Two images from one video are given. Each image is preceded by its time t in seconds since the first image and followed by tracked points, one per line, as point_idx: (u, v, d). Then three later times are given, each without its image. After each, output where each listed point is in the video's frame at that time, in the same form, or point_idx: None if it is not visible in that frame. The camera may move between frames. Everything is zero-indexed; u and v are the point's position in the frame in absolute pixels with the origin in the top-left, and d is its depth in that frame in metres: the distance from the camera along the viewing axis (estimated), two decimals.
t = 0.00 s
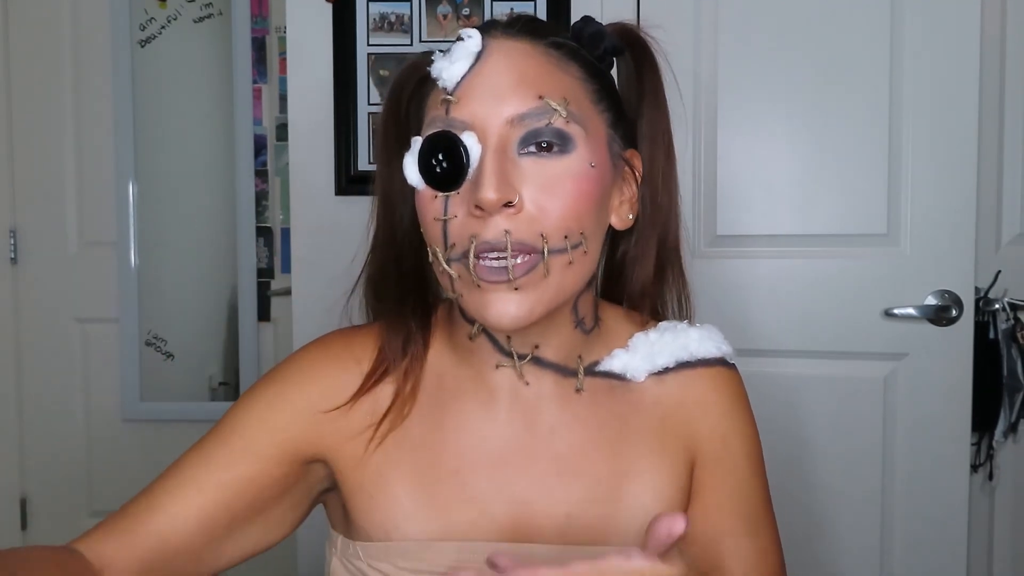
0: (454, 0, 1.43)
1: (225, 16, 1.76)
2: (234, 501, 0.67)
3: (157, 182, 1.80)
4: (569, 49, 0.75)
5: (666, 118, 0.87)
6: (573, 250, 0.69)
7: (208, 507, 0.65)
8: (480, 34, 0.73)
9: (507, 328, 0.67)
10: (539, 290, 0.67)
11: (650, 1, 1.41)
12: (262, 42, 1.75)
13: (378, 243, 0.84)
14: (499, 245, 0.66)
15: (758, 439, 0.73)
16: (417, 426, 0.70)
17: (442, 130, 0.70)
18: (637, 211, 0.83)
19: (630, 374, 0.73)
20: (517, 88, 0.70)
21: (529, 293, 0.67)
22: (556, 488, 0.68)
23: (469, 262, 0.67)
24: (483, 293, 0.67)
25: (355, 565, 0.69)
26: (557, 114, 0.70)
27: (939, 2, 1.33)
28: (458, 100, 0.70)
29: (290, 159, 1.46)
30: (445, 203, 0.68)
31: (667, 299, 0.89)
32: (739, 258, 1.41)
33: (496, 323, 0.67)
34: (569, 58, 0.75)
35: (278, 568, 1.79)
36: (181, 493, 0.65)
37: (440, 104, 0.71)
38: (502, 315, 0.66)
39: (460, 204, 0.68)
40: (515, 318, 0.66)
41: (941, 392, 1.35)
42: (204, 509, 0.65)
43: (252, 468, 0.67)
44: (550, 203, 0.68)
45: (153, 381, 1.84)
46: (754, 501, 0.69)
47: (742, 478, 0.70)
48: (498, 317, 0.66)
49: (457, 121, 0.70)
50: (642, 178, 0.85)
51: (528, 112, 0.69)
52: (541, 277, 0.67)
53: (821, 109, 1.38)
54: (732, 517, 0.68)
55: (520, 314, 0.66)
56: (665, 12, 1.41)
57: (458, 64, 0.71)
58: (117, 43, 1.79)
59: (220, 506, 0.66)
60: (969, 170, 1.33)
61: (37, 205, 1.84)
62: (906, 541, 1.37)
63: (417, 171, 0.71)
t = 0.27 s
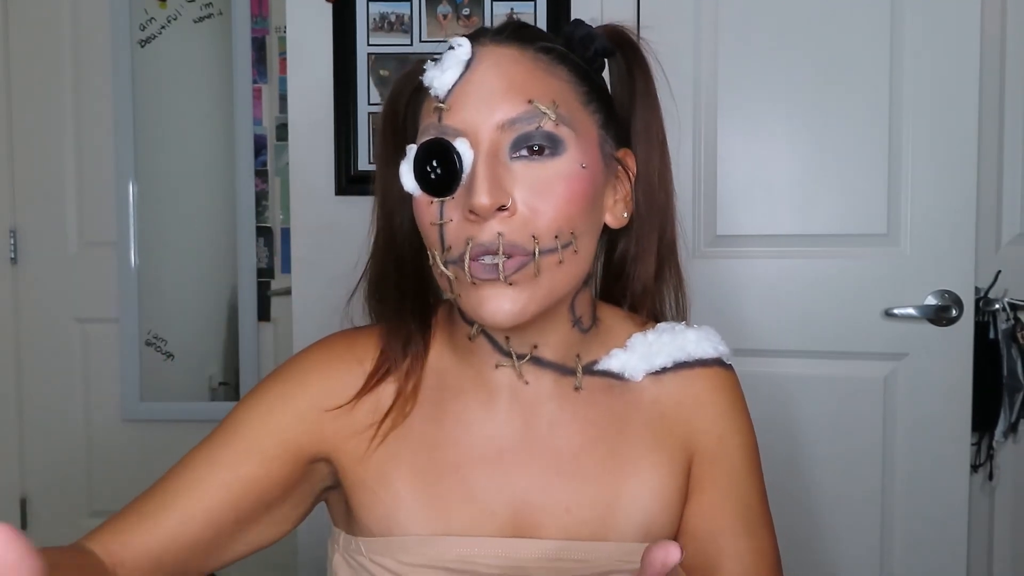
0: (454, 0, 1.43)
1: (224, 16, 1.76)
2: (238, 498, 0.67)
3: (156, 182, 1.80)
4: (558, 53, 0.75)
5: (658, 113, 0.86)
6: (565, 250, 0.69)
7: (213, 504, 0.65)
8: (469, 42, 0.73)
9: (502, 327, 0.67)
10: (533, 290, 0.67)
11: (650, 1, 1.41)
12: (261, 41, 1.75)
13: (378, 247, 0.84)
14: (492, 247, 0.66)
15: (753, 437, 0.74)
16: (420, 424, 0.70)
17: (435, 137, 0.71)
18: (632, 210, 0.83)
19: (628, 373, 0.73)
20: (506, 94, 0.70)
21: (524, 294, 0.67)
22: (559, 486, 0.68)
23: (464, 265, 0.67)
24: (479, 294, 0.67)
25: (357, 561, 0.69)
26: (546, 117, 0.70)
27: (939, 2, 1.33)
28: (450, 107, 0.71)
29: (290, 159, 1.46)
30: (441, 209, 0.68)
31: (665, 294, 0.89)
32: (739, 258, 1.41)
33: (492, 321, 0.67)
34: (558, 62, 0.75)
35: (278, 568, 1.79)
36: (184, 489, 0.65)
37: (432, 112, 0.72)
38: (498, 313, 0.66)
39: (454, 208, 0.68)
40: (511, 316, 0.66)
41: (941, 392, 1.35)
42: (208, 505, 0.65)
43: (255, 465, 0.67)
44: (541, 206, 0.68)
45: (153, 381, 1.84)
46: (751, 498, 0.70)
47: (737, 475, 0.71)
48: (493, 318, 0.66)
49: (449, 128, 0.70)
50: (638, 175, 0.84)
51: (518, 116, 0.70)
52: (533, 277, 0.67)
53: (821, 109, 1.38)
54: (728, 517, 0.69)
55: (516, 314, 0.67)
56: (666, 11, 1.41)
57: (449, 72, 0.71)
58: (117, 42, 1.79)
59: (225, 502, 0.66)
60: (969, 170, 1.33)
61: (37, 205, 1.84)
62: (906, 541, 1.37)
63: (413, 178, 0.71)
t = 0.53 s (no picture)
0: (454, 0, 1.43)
1: (225, 17, 1.76)
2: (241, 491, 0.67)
3: (156, 182, 1.80)
4: (549, 56, 0.75)
5: (650, 109, 0.86)
6: (563, 252, 0.69)
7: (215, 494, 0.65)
8: (461, 47, 0.73)
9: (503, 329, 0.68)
10: (531, 292, 0.68)
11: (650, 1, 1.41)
12: (261, 42, 1.75)
13: (377, 249, 0.84)
14: (490, 251, 0.66)
15: (753, 437, 0.73)
16: (421, 424, 0.70)
17: (430, 143, 0.71)
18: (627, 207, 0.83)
19: (628, 374, 0.73)
20: (499, 99, 0.70)
21: (523, 297, 0.67)
22: (561, 485, 0.68)
23: (463, 269, 0.67)
24: (479, 297, 0.67)
25: (358, 558, 0.69)
26: (539, 121, 0.70)
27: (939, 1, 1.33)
28: (444, 114, 0.71)
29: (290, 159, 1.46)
30: (438, 214, 0.68)
31: (660, 289, 0.90)
32: (738, 258, 1.41)
33: (493, 323, 0.67)
34: (550, 64, 0.75)
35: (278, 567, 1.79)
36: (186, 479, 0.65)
37: (426, 119, 0.72)
38: (498, 315, 0.67)
39: (452, 214, 0.68)
40: (512, 318, 0.67)
41: (941, 392, 1.35)
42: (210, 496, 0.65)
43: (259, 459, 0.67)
44: (538, 208, 0.68)
45: (153, 381, 1.84)
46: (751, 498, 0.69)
47: (736, 475, 0.70)
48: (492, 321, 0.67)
49: (444, 134, 0.70)
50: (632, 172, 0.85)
51: (511, 120, 0.69)
52: (532, 279, 0.67)
53: (821, 109, 1.38)
54: (727, 516, 0.68)
55: (516, 316, 0.67)
56: (666, 11, 1.41)
57: (442, 78, 0.72)
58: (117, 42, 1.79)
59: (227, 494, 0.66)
60: (969, 170, 1.33)
61: (37, 204, 1.84)
62: (906, 541, 1.37)
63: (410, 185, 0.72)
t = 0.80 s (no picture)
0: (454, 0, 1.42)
1: (224, 17, 1.76)
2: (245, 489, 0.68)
3: (156, 182, 1.80)
4: (547, 54, 0.76)
5: (649, 106, 0.87)
6: (563, 250, 0.69)
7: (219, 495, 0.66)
8: (457, 48, 0.74)
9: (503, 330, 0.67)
10: (531, 292, 0.67)
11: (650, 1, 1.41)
12: (261, 42, 1.75)
13: (377, 250, 0.85)
14: (488, 251, 0.67)
15: (756, 438, 0.73)
16: (423, 425, 0.71)
17: (427, 143, 0.71)
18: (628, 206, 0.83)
19: (630, 374, 0.73)
20: (496, 98, 0.70)
21: (523, 296, 0.67)
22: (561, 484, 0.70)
23: (462, 270, 0.67)
24: (478, 298, 0.67)
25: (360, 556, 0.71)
26: (536, 119, 0.70)
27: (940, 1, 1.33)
28: (441, 114, 0.71)
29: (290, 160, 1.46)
30: (437, 215, 0.69)
31: (663, 287, 0.90)
32: (738, 258, 1.42)
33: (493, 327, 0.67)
34: (547, 62, 0.75)
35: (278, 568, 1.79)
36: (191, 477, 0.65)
37: (423, 120, 0.72)
38: (497, 318, 0.66)
39: (450, 214, 0.68)
40: (511, 320, 0.66)
41: (941, 392, 1.35)
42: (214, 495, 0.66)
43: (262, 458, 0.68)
44: (536, 206, 0.68)
45: (153, 381, 1.84)
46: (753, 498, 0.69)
47: (738, 473, 0.70)
48: (492, 321, 0.66)
49: (441, 135, 0.70)
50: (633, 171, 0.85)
51: (507, 120, 0.69)
52: (532, 279, 0.67)
53: (821, 110, 1.38)
54: (727, 515, 0.68)
55: (516, 318, 0.66)
56: (666, 11, 1.41)
57: (439, 79, 0.72)
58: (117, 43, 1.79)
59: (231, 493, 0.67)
60: (969, 170, 1.33)
61: (37, 205, 1.84)
62: (906, 541, 1.37)
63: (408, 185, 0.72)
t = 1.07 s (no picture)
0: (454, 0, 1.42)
1: (225, 17, 1.76)
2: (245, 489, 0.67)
3: (156, 182, 1.80)
4: (548, 54, 0.76)
5: (653, 104, 0.87)
6: (564, 252, 0.69)
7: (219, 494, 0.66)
8: (457, 48, 0.74)
9: (504, 331, 0.67)
10: (531, 293, 0.67)
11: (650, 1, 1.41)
12: (262, 42, 1.75)
13: (377, 249, 0.85)
14: (488, 253, 0.66)
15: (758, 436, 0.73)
16: (424, 426, 0.72)
17: (427, 145, 0.71)
18: (631, 206, 0.83)
19: (631, 375, 0.74)
20: (496, 98, 0.70)
21: (524, 299, 0.67)
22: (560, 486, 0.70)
23: (462, 272, 0.67)
24: (478, 301, 0.67)
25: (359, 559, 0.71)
26: (537, 120, 0.70)
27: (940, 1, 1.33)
28: (440, 115, 0.71)
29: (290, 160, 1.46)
30: (437, 216, 0.68)
31: (666, 288, 0.90)
32: (737, 258, 1.42)
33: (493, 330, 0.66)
34: (548, 62, 0.75)
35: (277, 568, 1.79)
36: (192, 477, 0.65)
37: (423, 121, 0.72)
38: (498, 321, 0.66)
39: (450, 216, 0.68)
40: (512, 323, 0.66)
41: (941, 392, 1.35)
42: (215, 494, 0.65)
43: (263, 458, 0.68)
44: (536, 208, 0.68)
45: (152, 381, 1.84)
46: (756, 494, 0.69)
47: (740, 470, 0.70)
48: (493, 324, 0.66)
49: (441, 136, 0.70)
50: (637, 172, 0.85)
51: (508, 121, 0.69)
52: (532, 280, 0.67)
53: (821, 110, 1.38)
54: (727, 512, 0.68)
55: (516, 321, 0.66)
56: (665, 11, 1.41)
57: (438, 79, 0.72)
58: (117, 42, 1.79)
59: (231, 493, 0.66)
60: (968, 169, 1.33)
61: (36, 204, 1.84)
62: (906, 541, 1.37)
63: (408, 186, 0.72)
